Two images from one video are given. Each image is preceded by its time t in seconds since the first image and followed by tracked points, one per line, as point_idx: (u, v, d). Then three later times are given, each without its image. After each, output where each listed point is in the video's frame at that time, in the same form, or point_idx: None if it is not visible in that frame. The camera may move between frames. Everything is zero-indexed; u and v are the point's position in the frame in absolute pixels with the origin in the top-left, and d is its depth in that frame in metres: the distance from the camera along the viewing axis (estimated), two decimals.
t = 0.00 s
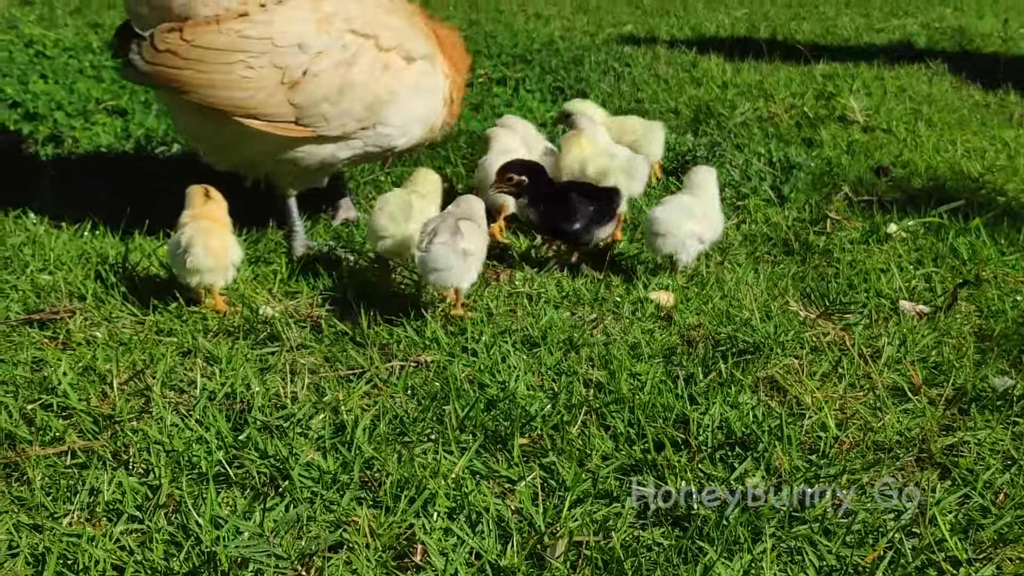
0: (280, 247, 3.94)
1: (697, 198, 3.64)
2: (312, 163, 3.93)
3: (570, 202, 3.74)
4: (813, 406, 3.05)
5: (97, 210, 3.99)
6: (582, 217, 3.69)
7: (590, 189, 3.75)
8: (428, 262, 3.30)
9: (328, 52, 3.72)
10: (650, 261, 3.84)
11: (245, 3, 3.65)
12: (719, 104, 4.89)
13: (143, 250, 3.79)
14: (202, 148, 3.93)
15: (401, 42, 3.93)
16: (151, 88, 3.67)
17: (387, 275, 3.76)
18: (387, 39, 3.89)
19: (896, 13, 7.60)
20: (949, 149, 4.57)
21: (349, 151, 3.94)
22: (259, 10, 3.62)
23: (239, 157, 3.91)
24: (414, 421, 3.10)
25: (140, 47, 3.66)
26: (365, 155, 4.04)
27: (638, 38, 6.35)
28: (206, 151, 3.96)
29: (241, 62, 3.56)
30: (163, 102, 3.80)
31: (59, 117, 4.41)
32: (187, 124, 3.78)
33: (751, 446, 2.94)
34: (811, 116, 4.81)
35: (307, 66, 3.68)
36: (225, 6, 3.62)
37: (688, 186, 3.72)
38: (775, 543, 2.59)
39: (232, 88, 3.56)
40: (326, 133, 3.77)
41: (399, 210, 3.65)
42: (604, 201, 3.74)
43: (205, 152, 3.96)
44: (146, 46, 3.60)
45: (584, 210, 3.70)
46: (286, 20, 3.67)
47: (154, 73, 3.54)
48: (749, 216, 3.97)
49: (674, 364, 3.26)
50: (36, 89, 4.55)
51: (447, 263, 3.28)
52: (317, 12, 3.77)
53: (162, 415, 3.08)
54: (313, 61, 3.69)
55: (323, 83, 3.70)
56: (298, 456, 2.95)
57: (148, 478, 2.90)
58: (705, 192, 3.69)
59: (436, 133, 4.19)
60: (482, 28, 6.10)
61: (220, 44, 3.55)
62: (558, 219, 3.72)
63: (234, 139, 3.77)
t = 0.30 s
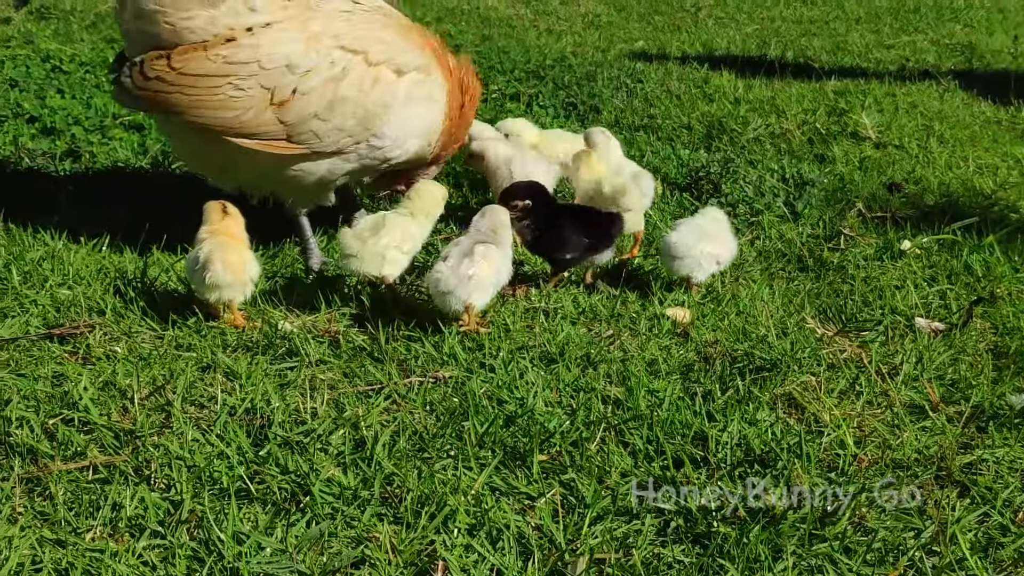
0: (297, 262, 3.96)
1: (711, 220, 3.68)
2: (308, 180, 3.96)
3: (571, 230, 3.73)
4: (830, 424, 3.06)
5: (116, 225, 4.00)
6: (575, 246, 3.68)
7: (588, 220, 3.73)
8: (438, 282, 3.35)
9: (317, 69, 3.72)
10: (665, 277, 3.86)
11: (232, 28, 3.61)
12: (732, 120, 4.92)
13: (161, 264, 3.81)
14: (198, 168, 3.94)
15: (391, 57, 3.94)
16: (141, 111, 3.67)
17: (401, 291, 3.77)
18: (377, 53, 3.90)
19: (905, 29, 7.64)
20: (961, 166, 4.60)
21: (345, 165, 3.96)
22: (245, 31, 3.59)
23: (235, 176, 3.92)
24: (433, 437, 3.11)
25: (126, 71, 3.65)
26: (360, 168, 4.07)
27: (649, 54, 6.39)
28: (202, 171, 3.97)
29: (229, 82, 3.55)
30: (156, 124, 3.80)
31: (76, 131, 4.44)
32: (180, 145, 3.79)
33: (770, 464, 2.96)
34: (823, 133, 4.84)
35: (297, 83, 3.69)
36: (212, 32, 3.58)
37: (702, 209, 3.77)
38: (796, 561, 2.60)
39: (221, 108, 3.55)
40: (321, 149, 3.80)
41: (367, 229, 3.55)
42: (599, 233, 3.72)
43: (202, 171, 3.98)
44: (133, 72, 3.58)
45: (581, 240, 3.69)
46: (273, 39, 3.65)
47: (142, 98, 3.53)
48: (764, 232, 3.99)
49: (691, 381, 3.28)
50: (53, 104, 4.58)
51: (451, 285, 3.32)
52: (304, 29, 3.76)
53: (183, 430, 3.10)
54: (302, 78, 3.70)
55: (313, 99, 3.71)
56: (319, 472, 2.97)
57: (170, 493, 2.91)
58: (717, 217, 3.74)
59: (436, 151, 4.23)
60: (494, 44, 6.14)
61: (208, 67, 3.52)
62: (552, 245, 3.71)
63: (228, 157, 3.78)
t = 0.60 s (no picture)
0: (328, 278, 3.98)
1: (745, 242, 3.71)
2: (338, 198, 3.99)
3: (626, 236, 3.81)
4: (865, 447, 3.05)
5: (150, 242, 4.04)
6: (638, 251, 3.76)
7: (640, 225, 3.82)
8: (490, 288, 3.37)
9: (331, 91, 3.71)
10: (695, 297, 3.87)
11: (247, 59, 3.64)
12: (761, 141, 4.93)
13: (193, 280, 3.83)
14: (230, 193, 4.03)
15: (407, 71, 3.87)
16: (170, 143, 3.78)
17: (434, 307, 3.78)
18: (391, 68, 3.84)
19: (932, 50, 7.63)
20: (992, 188, 4.58)
21: (371, 181, 3.97)
22: (259, 61, 3.63)
23: (266, 197, 3.98)
24: (466, 456, 3.11)
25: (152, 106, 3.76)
26: (388, 181, 4.07)
27: (676, 74, 6.41)
28: (234, 196, 4.06)
29: (246, 111, 3.59)
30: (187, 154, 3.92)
31: (108, 147, 4.48)
32: (210, 172, 3.88)
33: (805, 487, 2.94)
34: (852, 154, 4.85)
35: (313, 106, 3.69)
36: (228, 65, 3.63)
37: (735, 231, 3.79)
38: None
39: (240, 137, 3.62)
40: (343, 166, 3.80)
41: (408, 246, 3.59)
42: (652, 239, 3.82)
43: (235, 196, 4.06)
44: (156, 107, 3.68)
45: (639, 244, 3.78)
46: (288, 65, 3.67)
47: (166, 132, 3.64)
48: (794, 253, 4.00)
49: (724, 402, 3.27)
50: (86, 119, 4.62)
51: (506, 289, 3.34)
52: (318, 51, 3.75)
53: (217, 447, 3.11)
54: (317, 101, 3.70)
55: (331, 120, 3.71)
56: (353, 490, 2.97)
57: (205, 510, 2.91)
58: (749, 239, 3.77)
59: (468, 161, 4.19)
60: (522, 63, 6.18)
61: (226, 98, 3.58)
62: (611, 252, 3.77)
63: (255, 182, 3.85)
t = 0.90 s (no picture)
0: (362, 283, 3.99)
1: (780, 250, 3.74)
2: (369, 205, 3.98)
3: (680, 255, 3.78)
4: (907, 456, 3.04)
5: (185, 246, 4.05)
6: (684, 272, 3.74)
7: (694, 246, 3.76)
8: (559, 280, 3.54)
9: (358, 100, 3.68)
10: (730, 305, 3.87)
11: (277, 67, 3.62)
12: (792, 148, 4.95)
13: (228, 284, 3.84)
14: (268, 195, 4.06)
15: (438, 79, 3.82)
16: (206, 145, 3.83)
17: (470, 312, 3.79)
18: (421, 76, 3.79)
19: (961, 58, 7.62)
20: None
21: (401, 189, 3.94)
22: (289, 69, 3.62)
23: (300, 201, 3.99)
24: (506, 462, 3.10)
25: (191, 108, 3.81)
26: (420, 189, 4.02)
27: (705, 81, 6.42)
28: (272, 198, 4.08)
29: (274, 117, 3.59)
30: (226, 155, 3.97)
31: (142, 151, 4.50)
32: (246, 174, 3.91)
33: (847, 496, 2.93)
34: (884, 161, 4.86)
35: (340, 115, 3.66)
36: (258, 72, 3.61)
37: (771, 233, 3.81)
38: None
39: (267, 143, 3.63)
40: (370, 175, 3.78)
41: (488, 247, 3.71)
42: (705, 260, 3.76)
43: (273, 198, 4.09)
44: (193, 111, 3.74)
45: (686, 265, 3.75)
46: (318, 72, 3.65)
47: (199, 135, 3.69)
48: (828, 262, 4.02)
49: (763, 411, 3.28)
50: (119, 124, 4.64)
51: (577, 283, 3.52)
52: (348, 60, 3.72)
53: (258, 451, 3.10)
54: (344, 110, 3.67)
55: (358, 128, 3.67)
56: (394, 495, 2.96)
57: (247, 514, 2.89)
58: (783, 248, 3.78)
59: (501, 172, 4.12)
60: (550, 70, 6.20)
61: (254, 105, 3.59)
62: (657, 269, 3.77)
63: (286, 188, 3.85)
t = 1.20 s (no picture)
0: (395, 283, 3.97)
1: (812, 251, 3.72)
2: (398, 210, 4.00)
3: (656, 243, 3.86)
4: (949, 459, 3.03)
5: (219, 244, 4.04)
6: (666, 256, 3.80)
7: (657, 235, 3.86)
8: (609, 279, 3.48)
9: (394, 110, 3.68)
10: (765, 306, 3.86)
11: (313, 73, 3.63)
12: (824, 149, 4.95)
13: (263, 283, 3.81)
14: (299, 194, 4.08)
15: (474, 91, 3.81)
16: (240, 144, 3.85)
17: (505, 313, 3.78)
18: (458, 88, 3.78)
19: (990, 61, 7.60)
20: None
21: (431, 197, 3.95)
22: (325, 76, 3.63)
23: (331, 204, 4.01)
24: (545, 462, 3.09)
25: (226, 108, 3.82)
26: (451, 197, 4.03)
27: (734, 83, 6.41)
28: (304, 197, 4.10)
29: (309, 123, 3.60)
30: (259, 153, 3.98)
31: (175, 150, 4.51)
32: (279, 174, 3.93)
33: (889, 499, 2.92)
34: (916, 164, 4.86)
35: (375, 124, 3.67)
36: (293, 77, 3.63)
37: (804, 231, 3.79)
38: None
39: (301, 148, 3.65)
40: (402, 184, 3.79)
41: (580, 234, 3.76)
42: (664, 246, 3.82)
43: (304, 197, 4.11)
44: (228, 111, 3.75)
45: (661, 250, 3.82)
46: (353, 80, 3.65)
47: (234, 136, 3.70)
48: (863, 264, 4.03)
49: (802, 413, 3.28)
50: (151, 123, 4.66)
51: (627, 279, 3.45)
52: (386, 69, 3.72)
53: (297, 449, 3.06)
54: (380, 119, 3.67)
55: (393, 138, 3.69)
56: (434, 494, 2.93)
57: (289, 512, 2.84)
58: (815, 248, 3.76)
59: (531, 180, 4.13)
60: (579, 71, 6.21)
61: (290, 110, 3.60)
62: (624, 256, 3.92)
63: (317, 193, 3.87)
